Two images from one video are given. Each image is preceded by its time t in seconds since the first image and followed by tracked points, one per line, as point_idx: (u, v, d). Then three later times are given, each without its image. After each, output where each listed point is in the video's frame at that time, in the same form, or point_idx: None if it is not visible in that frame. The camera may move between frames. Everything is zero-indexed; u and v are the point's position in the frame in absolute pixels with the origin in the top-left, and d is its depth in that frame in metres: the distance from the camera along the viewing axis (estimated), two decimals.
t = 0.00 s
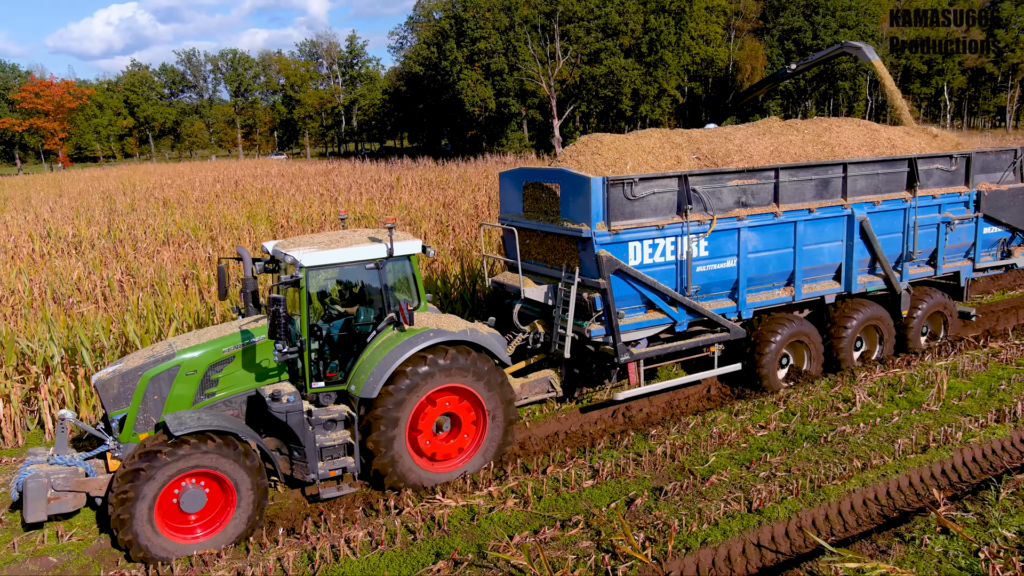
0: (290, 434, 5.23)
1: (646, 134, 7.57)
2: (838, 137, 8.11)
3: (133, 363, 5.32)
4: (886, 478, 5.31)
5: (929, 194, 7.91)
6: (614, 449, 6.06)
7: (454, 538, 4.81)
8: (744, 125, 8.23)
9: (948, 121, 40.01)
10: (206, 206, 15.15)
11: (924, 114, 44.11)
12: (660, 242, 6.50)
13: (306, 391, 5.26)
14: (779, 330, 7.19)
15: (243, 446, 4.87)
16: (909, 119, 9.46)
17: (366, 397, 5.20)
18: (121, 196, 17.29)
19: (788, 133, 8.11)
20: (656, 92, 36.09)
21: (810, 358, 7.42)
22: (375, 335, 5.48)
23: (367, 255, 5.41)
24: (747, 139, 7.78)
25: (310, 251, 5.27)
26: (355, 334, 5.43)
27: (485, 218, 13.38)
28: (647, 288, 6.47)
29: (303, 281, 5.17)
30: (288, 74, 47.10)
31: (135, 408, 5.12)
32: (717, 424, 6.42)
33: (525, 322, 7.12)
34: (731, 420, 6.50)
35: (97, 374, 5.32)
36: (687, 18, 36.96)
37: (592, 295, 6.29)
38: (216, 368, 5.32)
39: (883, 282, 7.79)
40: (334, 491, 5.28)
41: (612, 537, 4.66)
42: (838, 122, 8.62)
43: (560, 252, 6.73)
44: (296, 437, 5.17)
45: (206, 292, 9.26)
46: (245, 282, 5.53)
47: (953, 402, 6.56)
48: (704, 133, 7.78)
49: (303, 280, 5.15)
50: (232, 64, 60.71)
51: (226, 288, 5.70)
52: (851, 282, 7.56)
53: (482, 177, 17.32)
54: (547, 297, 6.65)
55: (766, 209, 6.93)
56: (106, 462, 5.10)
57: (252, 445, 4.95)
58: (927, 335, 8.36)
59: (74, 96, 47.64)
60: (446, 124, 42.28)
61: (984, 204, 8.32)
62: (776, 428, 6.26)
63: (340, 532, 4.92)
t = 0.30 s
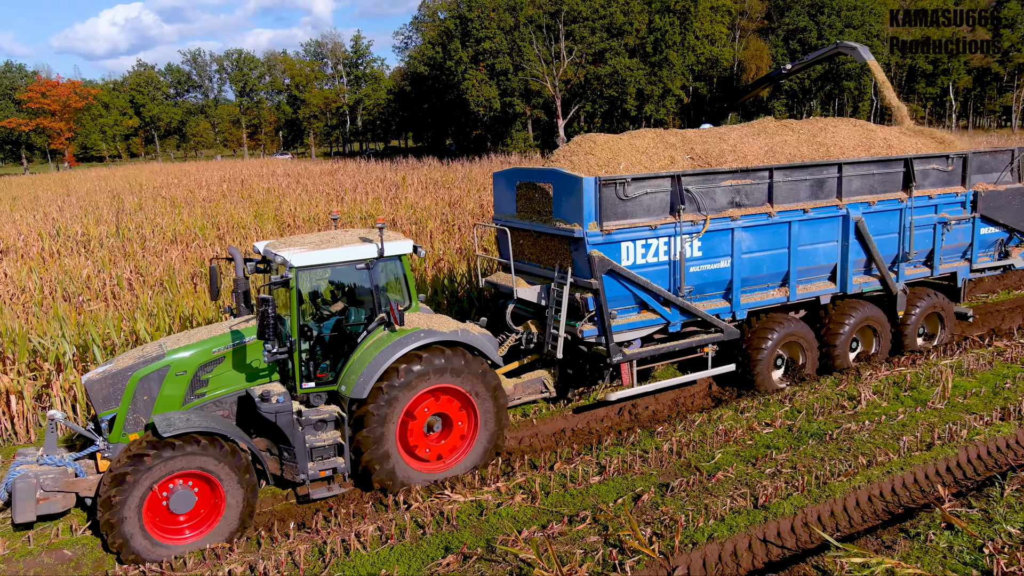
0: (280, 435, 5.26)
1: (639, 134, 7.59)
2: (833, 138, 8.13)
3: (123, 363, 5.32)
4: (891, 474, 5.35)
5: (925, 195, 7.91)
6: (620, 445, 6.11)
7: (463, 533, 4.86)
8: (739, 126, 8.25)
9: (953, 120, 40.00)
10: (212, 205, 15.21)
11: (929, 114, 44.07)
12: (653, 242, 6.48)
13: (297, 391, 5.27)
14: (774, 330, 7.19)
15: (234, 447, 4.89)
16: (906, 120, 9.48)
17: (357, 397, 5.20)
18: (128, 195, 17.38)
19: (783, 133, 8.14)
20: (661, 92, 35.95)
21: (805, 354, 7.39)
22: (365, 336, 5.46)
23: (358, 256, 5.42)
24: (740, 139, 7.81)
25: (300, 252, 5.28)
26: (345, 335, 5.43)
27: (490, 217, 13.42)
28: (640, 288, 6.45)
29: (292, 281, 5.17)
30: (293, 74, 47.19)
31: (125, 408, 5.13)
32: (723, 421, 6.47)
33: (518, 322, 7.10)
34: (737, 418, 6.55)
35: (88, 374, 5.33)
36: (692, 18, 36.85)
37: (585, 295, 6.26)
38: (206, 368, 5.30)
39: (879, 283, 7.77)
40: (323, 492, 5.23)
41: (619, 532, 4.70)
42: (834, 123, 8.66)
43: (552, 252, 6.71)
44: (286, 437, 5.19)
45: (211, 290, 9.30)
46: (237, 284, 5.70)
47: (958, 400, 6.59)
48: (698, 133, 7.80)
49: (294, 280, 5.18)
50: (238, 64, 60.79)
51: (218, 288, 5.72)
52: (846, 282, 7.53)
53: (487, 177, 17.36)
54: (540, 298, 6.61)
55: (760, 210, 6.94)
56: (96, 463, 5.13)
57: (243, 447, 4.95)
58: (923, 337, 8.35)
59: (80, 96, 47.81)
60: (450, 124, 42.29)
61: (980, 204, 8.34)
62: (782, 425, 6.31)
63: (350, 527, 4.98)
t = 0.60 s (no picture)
0: (269, 436, 5.23)
1: (634, 134, 7.58)
2: (829, 137, 8.13)
3: (113, 364, 5.34)
4: (897, 472, 5.37)
5: (922, 195, 7.89)
6: (627, 443, 6.16)
7: (471, 528, 4.91)
8: (735, 126, 8.26)
9: (960, 120, 39.95)
10: (220, 204, 15.30)
11: (936, 113, 43.99)
12: (646, 242, 6.48)
13: (288, 392, 5.24)
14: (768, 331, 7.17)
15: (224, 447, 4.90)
16: (904, 120, 9.47)
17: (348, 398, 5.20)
18: (137, 194, 17.50)
19: (779, 132, 8.14)
20: (667, 92, 35.71)
21: (800, 354, 7.37)
22: (356, 337, 5.46)
23: (348, 256, 5.40)
24: (736, 139, 7.81)
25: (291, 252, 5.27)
26: (337, 335, 5.44)
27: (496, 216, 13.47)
28: (633, 288, 6.45)
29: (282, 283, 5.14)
30: (300, 74, 47.35)
31: (114, 408, 5.14)
32: (729, 419, 6.51)
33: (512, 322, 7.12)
34: (743, 416, 6.60)
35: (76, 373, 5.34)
36: (698, 18, 36.70)
37: (577, 296, 6.27)
38: (196, 369, 5.33)
39: (876, 284, 7.77)
40: (314, 492, 5.22)
41: (627, 527, 4.75)
42: (830, 122, 8.64)
43: (546, 253, 6.70)
44: (275, 438, 5.17)
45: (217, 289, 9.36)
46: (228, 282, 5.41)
47: (964, 399, 6.62)
48: (692, 133, 7.80)
49: (283, 281, 5.12)
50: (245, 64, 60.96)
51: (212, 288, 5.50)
52: (842, 283, 7.56)
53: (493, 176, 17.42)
54: (534, 299, 6.65)
55: (755, 210, 6.93)
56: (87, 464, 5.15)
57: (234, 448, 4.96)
58: (921, 338, 8.35)
59: (88, 96, 48.01)
60: (456, 124, 42.36)
61: (978, 205, 8.32)
62: (788, 423, 6.34)
63: (360, 522, 5.03)
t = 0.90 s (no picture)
0: (259, 436, 5.17)
1: (627, 136, 7.58)
2: (825, 138, 8.13)
3: (103, 365, 5.38)
4: (903, 470, 5.40)
5: (919, 196, 7.89)
6: (634, 441, 6.20)
7: (479, 524, 4.96)
8: (730, 127, 8.26)
9: (969, 120, 39.89)
10: (229, 204, 15.40)
11: (944, 113, 43.89)
12: (639, 243, 6.46)
13: (278, 392, 5.25)
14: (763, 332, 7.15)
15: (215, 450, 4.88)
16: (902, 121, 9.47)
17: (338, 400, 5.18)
18: (147, 193, 17.64)
19: (774, 134, 8.14)
20: (673, 92, 35.42)
21: (795, 357, 7.35)
22: (346, 338, 5.44)
23: (340, 257, 5.39)
24: (731, 140, 7.81)
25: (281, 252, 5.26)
26: (327, 336, 5.41)
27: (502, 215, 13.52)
28: (626, 289, 6.43)
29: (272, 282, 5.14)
30: (307, 74, 47.51)
31: (104, 409, 5.14)
32: (736, 417, 6.55)
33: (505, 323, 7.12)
34: (750, 414, 6.64)
35: (67, 375, 5.39)
36: (705, 17, 36.57)
37: (569, 297, 6.24)
38: (185, 369, 5.33)
39: (872, 285, 7.77)
40: (303, 493, 5.23)
41: (634, 523, 4.79)
42: (827, 123, 8.65)
43: (539, 254, 6.69)
44: (265, 439, 5.11)
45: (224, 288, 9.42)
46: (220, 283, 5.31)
47: (971, 398, 6.63)
48: (686, 134, 7.79)
49: (274, 281, 5.13)
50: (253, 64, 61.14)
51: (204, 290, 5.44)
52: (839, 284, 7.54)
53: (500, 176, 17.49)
54: (527, 300, 6.62)
55: (750, 211, 6.92)
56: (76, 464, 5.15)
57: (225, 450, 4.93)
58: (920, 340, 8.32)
59: (97, 96, 48.26)
60: (462, 124, 42.43)
61: (976, 206, 8.30)
62: (794, 421, 6.37)
63: (370, 517, 5.08)
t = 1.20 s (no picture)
0: (248, 439, 5.21)
1: (622, 137, 7.59)
2: (821, 140, 8.13)
3: (93, 368, 5.41)
4: (909, 470, 5.43)
5: (916, 197, 7.89)
6: (641, 439, 6.25)
7: (488, 521, 5.02)
8: (725, 129, 8.27)
9: (979, 119, 39.78)
10: (238, 203, 15.49)
11: (953, 113, 43.75)
12: (632, 245, 6.48)
13: (267, 395, 5.30)
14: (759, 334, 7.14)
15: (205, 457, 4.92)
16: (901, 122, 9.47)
17: (328, 402, 5.21)
18: (155, 193, 17.74)
19: (770, 135, 8.15)
20: (682, 91, 35.51)
21: (791, 360, 7.34)
22: (336, 340, 5.46)
23: (329, 259, 5.40)
24: (726, 142, 7.81)
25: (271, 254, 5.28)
26: (317, 338, 5.46)
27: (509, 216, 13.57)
28: (618, 291, 6.46)
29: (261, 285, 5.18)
30: (315, 74, 47.70)
31: (94, 412, 5.19)
32: (743, 417, 6.59)
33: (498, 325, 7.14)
34: (757, 414, 6.68)
35: (57, 378, 5.43)
36: (713, 17, 36.52)
37: (561, 299, 6.27)
38: (175, 373, 5.37)
39: (869, 287, 7.79)
40: (293, 496, 5.22)
41: (640, 521, 4.83)
42: (824, 124, 8.64)
43: (532, 255, 6.71)
44: (254, 442, 5.15)
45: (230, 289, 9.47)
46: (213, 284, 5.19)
47: (977, 398, 6.65)
48: (681, 135, 7.80)
49: (263, 283, 5.17)
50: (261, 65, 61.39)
51: (196, 292, 5.37)
52: (834, 286, 7.55)
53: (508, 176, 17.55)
54: (519, 301, 6.70)
55: (744, 213, 6.93)
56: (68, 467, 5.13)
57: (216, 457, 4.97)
58: (917, 341, 8.26)
59: (107, 95, 48.52)
60: (470, 124, 42.49)
61: (974, 207, 8.30)
62: (801, 421, 6.41)
63: (380, 514, 5.15)
